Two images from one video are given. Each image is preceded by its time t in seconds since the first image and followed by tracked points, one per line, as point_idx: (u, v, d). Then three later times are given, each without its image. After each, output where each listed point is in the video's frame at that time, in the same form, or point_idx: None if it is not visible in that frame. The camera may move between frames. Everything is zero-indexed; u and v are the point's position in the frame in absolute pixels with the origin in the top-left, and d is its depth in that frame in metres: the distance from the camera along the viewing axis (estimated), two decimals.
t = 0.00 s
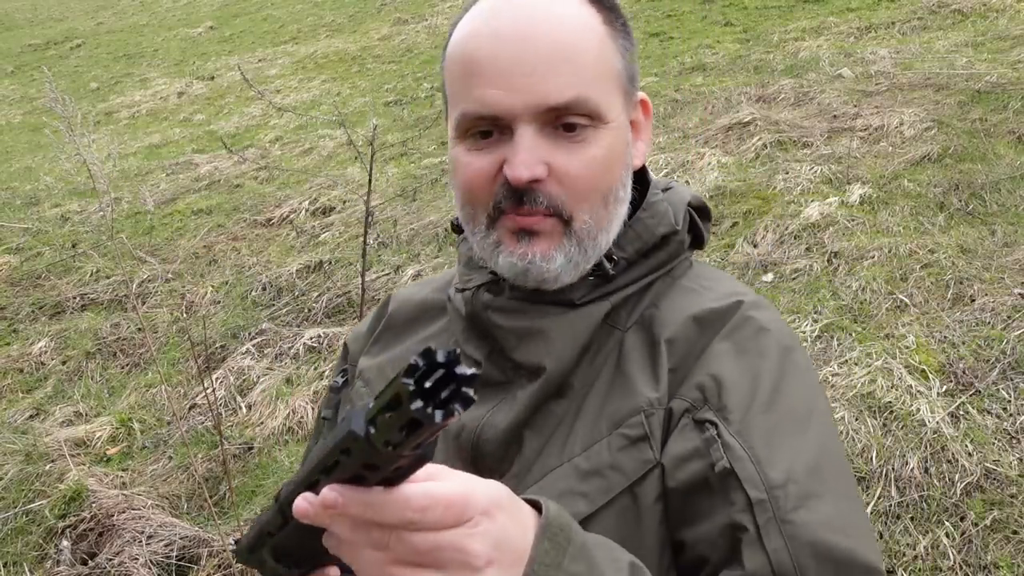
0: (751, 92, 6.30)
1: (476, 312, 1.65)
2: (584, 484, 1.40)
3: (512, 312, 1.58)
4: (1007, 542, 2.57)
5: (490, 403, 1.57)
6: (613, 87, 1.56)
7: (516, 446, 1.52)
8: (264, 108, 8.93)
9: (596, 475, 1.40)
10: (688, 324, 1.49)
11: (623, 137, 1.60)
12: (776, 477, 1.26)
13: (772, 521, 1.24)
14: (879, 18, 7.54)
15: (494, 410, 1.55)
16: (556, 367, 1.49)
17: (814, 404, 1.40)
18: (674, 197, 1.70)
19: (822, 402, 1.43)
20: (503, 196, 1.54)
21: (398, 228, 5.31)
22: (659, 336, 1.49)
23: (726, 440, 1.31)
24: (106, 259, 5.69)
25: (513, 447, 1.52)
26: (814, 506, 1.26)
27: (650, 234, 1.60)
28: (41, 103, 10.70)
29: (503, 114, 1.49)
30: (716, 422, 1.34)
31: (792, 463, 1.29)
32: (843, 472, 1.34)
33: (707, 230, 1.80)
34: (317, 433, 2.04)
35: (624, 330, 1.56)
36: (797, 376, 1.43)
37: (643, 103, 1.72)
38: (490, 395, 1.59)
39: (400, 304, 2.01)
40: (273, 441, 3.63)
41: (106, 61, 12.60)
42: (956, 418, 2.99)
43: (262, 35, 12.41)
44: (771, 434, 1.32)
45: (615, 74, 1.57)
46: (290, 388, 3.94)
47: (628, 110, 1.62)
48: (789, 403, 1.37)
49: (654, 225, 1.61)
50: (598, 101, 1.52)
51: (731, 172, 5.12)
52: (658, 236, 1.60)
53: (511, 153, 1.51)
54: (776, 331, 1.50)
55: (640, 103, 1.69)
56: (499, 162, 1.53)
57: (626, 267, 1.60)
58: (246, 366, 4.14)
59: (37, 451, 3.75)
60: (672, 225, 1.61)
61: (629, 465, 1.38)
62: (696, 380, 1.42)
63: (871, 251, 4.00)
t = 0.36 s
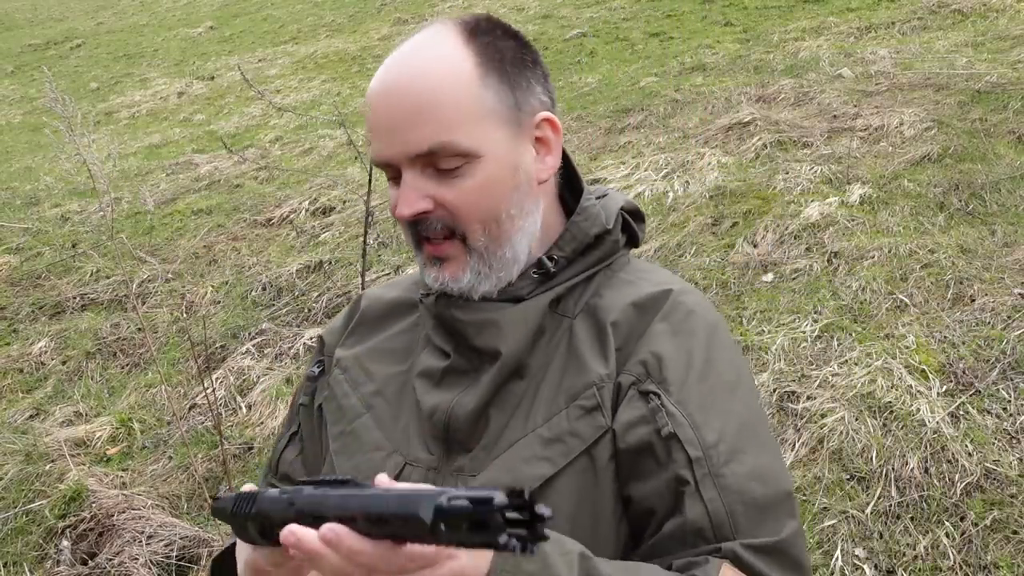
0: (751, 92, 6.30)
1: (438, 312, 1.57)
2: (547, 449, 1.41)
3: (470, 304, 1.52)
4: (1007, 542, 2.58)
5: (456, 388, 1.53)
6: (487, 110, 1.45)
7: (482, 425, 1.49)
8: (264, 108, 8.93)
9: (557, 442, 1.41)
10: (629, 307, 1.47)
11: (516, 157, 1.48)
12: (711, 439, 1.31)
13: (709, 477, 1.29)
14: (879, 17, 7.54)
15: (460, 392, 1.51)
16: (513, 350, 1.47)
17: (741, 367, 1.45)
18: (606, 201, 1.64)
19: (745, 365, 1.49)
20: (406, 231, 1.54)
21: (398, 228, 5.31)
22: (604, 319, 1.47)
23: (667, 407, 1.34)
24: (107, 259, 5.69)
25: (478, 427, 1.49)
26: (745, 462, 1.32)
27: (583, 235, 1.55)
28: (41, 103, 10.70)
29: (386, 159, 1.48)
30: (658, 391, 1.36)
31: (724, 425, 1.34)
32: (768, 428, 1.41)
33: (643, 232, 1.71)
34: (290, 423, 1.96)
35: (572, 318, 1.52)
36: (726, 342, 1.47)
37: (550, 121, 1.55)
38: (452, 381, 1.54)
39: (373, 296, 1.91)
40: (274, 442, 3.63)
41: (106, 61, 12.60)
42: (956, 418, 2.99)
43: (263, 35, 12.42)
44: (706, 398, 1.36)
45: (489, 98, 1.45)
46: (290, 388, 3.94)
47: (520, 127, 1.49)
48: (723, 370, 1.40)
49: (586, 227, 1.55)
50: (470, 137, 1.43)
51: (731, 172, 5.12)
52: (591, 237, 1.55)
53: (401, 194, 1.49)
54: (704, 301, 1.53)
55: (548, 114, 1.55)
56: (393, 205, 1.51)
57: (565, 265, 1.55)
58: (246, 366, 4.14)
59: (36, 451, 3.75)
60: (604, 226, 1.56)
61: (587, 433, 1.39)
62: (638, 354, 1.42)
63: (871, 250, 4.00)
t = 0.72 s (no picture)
0: (751, 92, 6.30)
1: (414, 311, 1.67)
2: (521, 438, 1.52)
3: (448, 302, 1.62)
4: (1007, 542, 2.58)
5: (438, 382, 1.64)
6: (437, 129, 1.57)
7: (461, 416, 1.60)
8: (264, 108, 8.93)
9: (530, 431, 1.51)
10: (596, 302, 1.56)
11: (470, 169, 1.60)
12: (678, 427, 1.41)
13: (677, 463, 1.40)
14: (879, 17, 7.54)
15: (442, 386, 1.62)
16: (488, 345, 1.57)
17: (708, 354, 1.53)
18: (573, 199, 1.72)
19: (712, 348, 1.58)
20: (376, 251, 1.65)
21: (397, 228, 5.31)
22: (573, 313, 1.57)
23: (637, 399, 1.43)
24: (107, 258, 5.69)
25: (458, 417, 1.60)
26: (711, 446, 1.42)
27: (550, 233, 1.64)
28: (41, 103, 10.70)
29: (350, 187, 1.60)
30: (628, 384, 1.45)
31: (692, 413, 1.43)
32: (734, 412, 1.50)
33: (612, 223, 1.79)
34: (290, 419, 2.02)
35: (545, 312, 1.61)
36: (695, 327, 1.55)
37: (499, 129, 1.66)
38: (435, 376, 1.65)
39: (357, 295, 1.96)
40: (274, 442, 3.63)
41: (106, 61, 12.60)
42: (956, 418, 2.99)
43: (262, 35, 12.41)
44: (674, 387, 1.45)
45: (436, 116, 1.57)
46: (290, 388, 3.94)
47: (470, 140, 1.61)
48: (689, 359, 1.49)
49: (552, 225, 1.64)
50: (423, 157, 1.55)
51: (731, 172, 5.12)
52: (557, 234, 1.64)
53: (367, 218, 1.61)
54: (671, 289, 1.61)
55: (495, 125, 1.66)
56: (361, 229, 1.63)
57: (535, 264, 1.64)
58: (246, 366, 4.14)
59: (36, 450, 3.75)
60: (570, 222, 1.64)
61: (557, 422, 1.49)
62: (608, 347, 1.51)
63: (871, 251, 4.00)
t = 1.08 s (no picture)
0: (751, 92, 6.30)
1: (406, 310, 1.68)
2: (499, 439, 1.51)
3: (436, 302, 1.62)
4: (1007, 543, 2.58)
5: (428, 381, 1.65)
6: (423, 135, 1.56)
7: (447, 415, 1.61)
8: (264, 108, 8.93)
9: (509, 432, 1.51)
10: (579, 303, 1.56)
11: (456, 174, 1.59)
12: (657, 431, 1.39)
13: (656, 467, 1.38)
14: (879, 17, 7.54)
15: (429, 385, 1.64)
16: (472, 345, 1.57)
17: (693, 353, 1.51)
18: (563, 199, 1.70)
19: (699, 349, 1.55)
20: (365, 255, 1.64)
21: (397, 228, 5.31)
22: (556, 315, 1.56)
23: (616, 403, 1.42)
24: (107, 259, 5.70)
25: (443, 416, 1.61)
26: (693, 450, 1.40)
27: (536, 234, 1.63)
28: (41, 103, 10.70)
29: (338, 191, 1.60)
30: (608, 387, 1.44)
31: (673, 417, 1.41)
32: (718, 413, 1.48)
33: (609, 221, 1.77)
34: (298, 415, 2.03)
35: (531, 313, 1.61)
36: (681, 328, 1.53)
37: (487, 135, 1.65)
38: (426, 375, 1.66)
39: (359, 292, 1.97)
40: (274, 442, 3.63)
41: (106, 61, 12.60)
42: (956, 418, 2.99)
43: (262, 35, 12.41)
44: (654, 389, 1.43)
45: (422, 122, 1.57)
46: (290, 388, 3.93)
47: (456, 145, 1.61)
48: (672, 360, 1.47)
49: (538, 226, 1.63)
50: (410, 161, 1.54)
51: (731, 172, 5.12)
52: (544, 234, 1.63)
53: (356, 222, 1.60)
54: (658, 289, 1.59)
55: (482, 130, 1.65)
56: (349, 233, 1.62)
57: (522, 265, 1.64)
58: (246, 366, 4.14)
59: (36, 450, 3.74)
60: (557, 223, 1.63)
61: (535, 423, 1.48)
62: (590, 349, 1.50)
63: (871, 251, 4.00)
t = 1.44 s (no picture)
0: (751, 92, 6.30)
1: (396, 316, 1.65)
2: (506, 441, 1.50)
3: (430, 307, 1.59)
4: (1007, 543, 2.58)
5: (425, 386, 1.62)
6: (392, 147, 1.54)
7: (447, 419, 1.58)
8: (264, 108, 8.93)
9: (515, 434, 1.50)
10: (577, 301, 1.54)
11: (428, 186, 1.56)
12: (666, 427, 1.40)
13: (667, 462, 1.39)
14: (879, 17, 7.54)
15: (427, 390, 1.61)
16: (469, 349, 1.55)
17: (693, 346, 1.51)
18: (549, 196, 1.68)
19: (699, 340, 1.57)
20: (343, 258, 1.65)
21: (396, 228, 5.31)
22: (554, 314, 1.54)
23: (624, 401, 1.42)
24: (106, 258, 5.70)
25: (444, 420, 1.59)
26: (703, 443, 1.42)
27: (525, 233, 1.60)
28: (41, 103, 10.70)
29: (315, 197, 1.60)
30: (614, 385, 1.44)
31: (681, 413, 1.43)
32: (721, 404, 1.49)
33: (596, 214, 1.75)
34: (288, 424, 2.01)
35: (527, 312, 1.58)
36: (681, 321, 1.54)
37: (467, 146, 1.59)
38: (422, 379, 1.64)
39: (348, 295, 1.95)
40: (274, 442, 3.63)
41: (106, 61, 12.60)
42: (956, 418, 2.99)
43: (262, 35, 12.41)
44: (660, 385, 1.44)
45: (392, 134, 1.54)
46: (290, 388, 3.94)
47: (432, 156, 1.57)
48: (676, 355, 1.48)
49: (526, 226, 1.60)
50: (379, 171, 1.52)
51: (731, 172, 5.12)
52: (533, 233, 1.60)
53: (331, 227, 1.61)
54: (655, 282, 1.59)
55: (461, 140, 1.59)
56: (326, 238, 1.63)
57: (513, 264, 1.62)
58: (246, 366, 4.14)
59: (37, 451, 3.74)
60: (545, 221, 1.61)
61: (541, 425, 1.48)
62: (593, 347, 1.49)
63: (871, 250, 4.00)
